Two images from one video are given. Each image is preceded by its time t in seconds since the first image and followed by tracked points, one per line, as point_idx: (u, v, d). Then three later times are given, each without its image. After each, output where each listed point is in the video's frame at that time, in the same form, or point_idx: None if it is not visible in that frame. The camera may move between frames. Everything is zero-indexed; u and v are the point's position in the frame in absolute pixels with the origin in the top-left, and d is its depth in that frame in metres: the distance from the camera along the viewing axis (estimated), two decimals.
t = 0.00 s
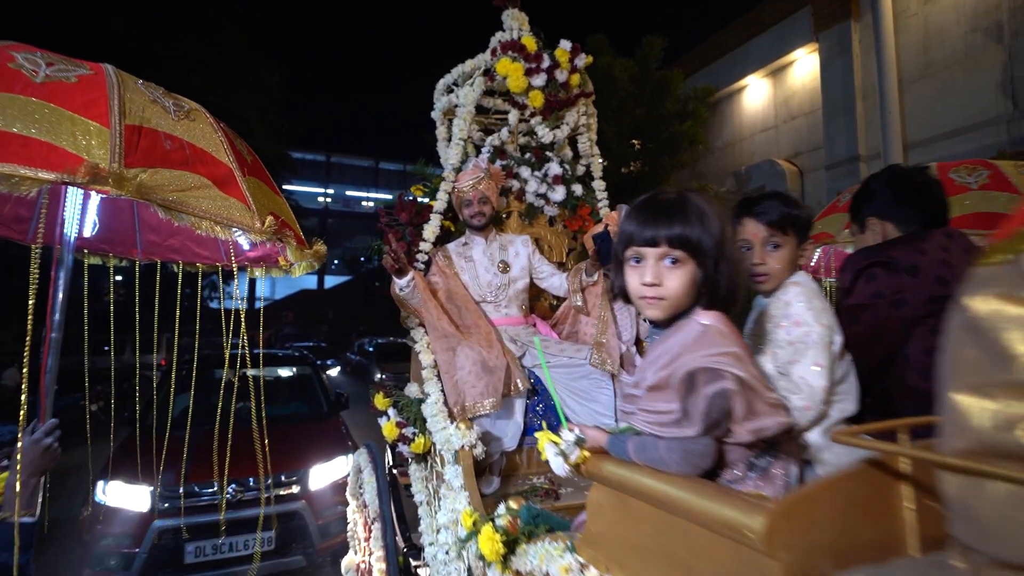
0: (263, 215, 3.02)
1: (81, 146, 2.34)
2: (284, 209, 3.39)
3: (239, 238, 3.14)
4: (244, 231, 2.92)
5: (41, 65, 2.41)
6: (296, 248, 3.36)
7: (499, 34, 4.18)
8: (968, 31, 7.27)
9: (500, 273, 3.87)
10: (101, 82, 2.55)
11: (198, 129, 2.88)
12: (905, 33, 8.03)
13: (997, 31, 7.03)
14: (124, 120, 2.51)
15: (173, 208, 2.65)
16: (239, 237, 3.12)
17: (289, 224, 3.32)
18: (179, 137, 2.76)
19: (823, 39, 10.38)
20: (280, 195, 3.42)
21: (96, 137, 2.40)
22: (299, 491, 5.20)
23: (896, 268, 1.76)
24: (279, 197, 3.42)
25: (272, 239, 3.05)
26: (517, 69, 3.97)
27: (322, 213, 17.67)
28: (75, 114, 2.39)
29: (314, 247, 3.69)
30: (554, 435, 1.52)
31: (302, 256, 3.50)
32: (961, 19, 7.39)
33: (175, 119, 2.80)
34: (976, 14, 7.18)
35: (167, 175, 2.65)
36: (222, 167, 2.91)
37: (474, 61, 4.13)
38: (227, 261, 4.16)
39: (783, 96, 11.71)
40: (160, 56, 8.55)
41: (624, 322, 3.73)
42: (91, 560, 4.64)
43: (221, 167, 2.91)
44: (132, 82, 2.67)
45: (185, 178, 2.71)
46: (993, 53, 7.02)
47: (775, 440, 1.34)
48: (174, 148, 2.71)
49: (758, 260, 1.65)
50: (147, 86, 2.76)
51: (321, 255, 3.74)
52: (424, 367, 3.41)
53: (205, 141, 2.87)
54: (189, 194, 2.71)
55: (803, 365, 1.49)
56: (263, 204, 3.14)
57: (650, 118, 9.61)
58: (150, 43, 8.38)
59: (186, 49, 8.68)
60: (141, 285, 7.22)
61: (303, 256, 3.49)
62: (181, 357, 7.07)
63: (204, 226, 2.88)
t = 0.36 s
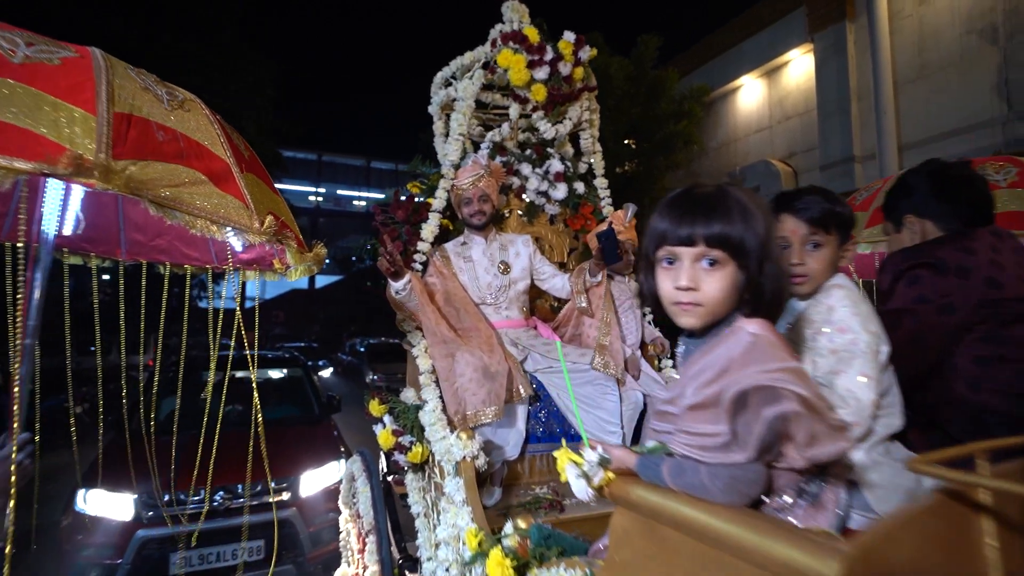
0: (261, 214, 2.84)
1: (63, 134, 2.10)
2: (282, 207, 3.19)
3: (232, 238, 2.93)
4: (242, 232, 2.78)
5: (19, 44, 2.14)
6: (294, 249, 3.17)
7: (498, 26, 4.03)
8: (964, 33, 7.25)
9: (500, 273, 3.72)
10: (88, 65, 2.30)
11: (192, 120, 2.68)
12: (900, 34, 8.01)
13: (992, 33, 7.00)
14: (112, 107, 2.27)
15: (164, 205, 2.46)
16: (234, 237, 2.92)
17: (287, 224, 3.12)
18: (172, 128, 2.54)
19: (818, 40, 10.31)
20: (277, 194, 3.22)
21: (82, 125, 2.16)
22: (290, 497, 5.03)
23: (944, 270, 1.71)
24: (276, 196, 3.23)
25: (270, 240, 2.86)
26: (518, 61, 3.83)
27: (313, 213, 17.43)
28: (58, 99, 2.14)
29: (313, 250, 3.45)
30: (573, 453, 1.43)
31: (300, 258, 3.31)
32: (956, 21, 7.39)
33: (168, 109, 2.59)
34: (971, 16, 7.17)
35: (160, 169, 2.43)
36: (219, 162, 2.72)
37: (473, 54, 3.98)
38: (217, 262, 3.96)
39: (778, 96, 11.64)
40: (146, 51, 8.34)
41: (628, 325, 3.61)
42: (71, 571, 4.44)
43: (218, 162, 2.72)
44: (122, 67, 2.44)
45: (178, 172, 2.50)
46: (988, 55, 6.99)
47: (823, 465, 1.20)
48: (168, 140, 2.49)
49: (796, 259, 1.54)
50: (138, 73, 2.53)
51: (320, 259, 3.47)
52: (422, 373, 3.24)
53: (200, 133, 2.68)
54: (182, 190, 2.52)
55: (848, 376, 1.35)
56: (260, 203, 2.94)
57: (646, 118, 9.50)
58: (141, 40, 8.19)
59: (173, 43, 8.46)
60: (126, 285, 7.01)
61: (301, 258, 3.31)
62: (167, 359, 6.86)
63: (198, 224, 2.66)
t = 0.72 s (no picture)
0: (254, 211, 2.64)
1: (32, 121, 1.92)
2: (276, 206, 2.99)
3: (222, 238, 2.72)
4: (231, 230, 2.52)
5: None
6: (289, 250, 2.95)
7: (497, 17, 3.89)
8: (957, 34, 7.33)
9: (500, 274, 3.57)
10: (64, 46, 2.13)
11: (179, 109, 2.51)
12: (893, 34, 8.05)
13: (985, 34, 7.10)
14: (88, 92, 2.10)
15: (148, 201, 2.27)
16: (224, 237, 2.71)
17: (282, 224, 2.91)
18: (156, 117, 2.37)
19: (811, 40, 10.21)
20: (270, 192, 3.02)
21: (55, 111, 1.98)
22: (280, 505, 4.86)
23: (999, 277, 1.62)
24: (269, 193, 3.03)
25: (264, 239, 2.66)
26: (519, 53, 3.69)
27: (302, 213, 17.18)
28: (28, 82, 1.97)
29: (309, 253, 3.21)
30: (597, 476, 1.32)
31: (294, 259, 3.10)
32: (949, 22, 7.47)
33: (152, 96, 2.41)
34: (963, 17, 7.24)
35: (141, 160, 2.25)
36: (209, 155, 2.53)
37: (472, 46, 3.83)
38: (205, 265, 3.74)
39: (772, 96, 11.59)
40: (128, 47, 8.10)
41: (632, 328, 3.50)
42: None
43: (207, 154, 2.53)
44: (103, 50, 2.27)
45: (162, 164, 2.33)
46: (981, 56, 7.10)
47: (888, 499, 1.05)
48: (151, 129, 2.31)
49: (842, 258, 1.41)
50: (120, 57, 2.36)
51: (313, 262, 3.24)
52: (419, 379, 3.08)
53: (187, 123, 2.50)
54: (167, 185, 2.34)
55: (904, 390, 1.21)
56: (253, 199, 2.73)
57: (640, 118, 9.37)
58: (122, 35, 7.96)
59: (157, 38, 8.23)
60: (106, 287, 6.79)
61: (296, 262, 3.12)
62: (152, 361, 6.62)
63: (185, 224, 2.46)
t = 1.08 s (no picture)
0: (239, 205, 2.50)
1: None
2: (263, 201, 2.85)
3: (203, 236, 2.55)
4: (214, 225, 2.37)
5: None
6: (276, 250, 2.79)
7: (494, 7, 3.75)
8: (949, 36, 7.31)
9: (497, 273, 3.44)
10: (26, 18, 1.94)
11: (155, 93, 2.37)
12: (885, 36, 8.02)
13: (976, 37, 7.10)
14: (51, 66, 1.93)
15: (118, 190, 2.08)
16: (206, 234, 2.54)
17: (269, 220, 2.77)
18: (130, 99, 2.23)
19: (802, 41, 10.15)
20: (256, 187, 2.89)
21: (11, 85, 1.80)
22: (266, 512, 4.69)
23: None
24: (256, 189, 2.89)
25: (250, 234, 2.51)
26: (518, 44, 3.57)
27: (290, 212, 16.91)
28: None
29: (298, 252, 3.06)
30: (621, 501, 1.25)
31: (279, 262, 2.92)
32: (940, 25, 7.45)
33: (126, 76, 2.28)
34: (955, 20, 7.23)
35: (110, 144, 2.07)
36: (189, 143, 2.39)
37: (468, 35, 3.69)
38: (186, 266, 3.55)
39: (764, 97, 11.53)
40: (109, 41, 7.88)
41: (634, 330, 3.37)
42: None
43: (187, 142, 2.39)
44: (73, 25, 2.12)
45: (135, 149, 2.16)
46: (972, 58, 7.10)
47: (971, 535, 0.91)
48: (124, 111, 2.17)
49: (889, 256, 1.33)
50: (92, 33, 2.22)
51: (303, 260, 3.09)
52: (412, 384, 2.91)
53: (164, 108, 2.37)
54: (140, 174, 2.16)
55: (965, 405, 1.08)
56: (238, 193, 2.59)
57: (633, 117, 9.28)
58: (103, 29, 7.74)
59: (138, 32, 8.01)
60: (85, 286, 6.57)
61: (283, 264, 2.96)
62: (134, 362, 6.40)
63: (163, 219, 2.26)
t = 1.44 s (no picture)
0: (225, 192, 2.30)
1: None
2: (250, 192, 2.68)
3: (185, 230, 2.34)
4: (196, 214, 2.13)
5: None
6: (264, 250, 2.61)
7: None
8: (942, 37, 7.57)
9: (496, 272, 3.30)
10: None
11: (129, 69, 2.24)
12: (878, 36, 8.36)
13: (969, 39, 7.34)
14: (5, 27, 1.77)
15: (79, 166, 1.82)
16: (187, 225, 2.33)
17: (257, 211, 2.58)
18: (100, 72, 2.08)
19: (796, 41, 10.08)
20: (242, 178, 2.72)
21: None
22: (255, 519, 4.52)
23: None
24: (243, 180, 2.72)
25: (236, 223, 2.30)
26: (518, 32, 3.43)
27: (282, 212, 16.68)
28: None
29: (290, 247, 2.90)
30: (657, 527, 1.20)
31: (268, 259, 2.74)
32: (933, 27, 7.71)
33: (95, 48, 2.15)
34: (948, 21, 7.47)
35: (69, 114, 1.86)
36: (167, 124, 2.25)
37: (466, 24, 3.55)
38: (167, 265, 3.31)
39: (758, 97, 11.45)
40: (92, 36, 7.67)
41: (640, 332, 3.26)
42: None
43: (165, 123, 2.24)
44: None
45: (103, 122, 1.97)
46: (966, 58, 7.32)
47: None
48: (91, 82, 2.01)
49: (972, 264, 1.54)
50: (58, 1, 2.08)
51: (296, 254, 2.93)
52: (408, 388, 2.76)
53: (138, 84, 2.22)
54: (107, 151, 1.92)
55: None
56: (222, 181, 2.41)
57: (628, 116, 9.18)
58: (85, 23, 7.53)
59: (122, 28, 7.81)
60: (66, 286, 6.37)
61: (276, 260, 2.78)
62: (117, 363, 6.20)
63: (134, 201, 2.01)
